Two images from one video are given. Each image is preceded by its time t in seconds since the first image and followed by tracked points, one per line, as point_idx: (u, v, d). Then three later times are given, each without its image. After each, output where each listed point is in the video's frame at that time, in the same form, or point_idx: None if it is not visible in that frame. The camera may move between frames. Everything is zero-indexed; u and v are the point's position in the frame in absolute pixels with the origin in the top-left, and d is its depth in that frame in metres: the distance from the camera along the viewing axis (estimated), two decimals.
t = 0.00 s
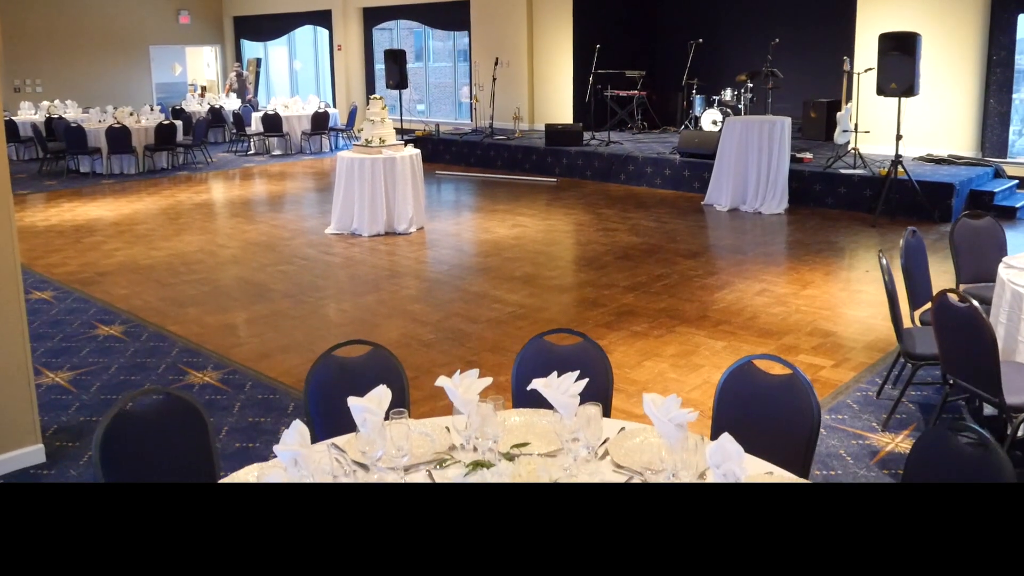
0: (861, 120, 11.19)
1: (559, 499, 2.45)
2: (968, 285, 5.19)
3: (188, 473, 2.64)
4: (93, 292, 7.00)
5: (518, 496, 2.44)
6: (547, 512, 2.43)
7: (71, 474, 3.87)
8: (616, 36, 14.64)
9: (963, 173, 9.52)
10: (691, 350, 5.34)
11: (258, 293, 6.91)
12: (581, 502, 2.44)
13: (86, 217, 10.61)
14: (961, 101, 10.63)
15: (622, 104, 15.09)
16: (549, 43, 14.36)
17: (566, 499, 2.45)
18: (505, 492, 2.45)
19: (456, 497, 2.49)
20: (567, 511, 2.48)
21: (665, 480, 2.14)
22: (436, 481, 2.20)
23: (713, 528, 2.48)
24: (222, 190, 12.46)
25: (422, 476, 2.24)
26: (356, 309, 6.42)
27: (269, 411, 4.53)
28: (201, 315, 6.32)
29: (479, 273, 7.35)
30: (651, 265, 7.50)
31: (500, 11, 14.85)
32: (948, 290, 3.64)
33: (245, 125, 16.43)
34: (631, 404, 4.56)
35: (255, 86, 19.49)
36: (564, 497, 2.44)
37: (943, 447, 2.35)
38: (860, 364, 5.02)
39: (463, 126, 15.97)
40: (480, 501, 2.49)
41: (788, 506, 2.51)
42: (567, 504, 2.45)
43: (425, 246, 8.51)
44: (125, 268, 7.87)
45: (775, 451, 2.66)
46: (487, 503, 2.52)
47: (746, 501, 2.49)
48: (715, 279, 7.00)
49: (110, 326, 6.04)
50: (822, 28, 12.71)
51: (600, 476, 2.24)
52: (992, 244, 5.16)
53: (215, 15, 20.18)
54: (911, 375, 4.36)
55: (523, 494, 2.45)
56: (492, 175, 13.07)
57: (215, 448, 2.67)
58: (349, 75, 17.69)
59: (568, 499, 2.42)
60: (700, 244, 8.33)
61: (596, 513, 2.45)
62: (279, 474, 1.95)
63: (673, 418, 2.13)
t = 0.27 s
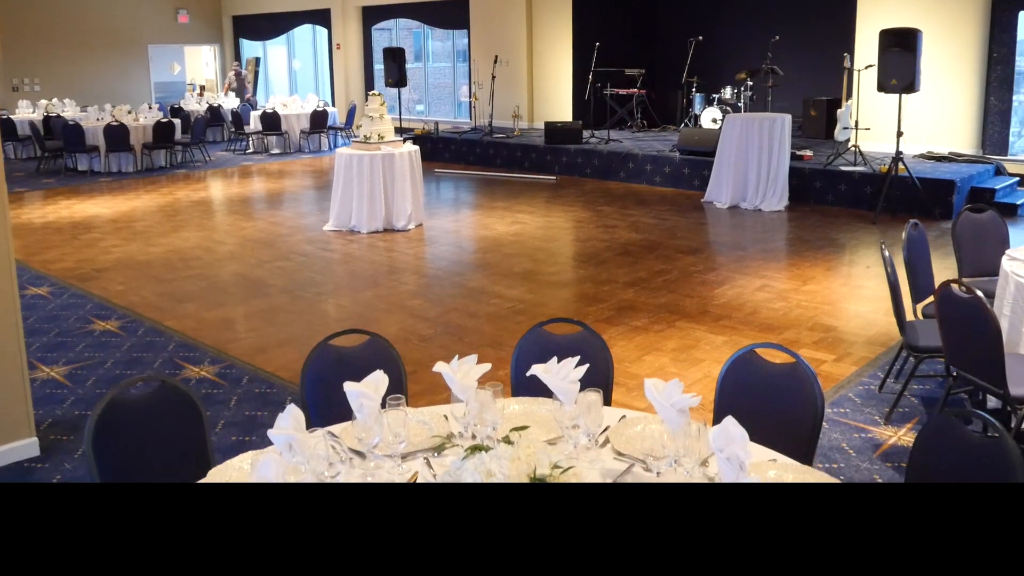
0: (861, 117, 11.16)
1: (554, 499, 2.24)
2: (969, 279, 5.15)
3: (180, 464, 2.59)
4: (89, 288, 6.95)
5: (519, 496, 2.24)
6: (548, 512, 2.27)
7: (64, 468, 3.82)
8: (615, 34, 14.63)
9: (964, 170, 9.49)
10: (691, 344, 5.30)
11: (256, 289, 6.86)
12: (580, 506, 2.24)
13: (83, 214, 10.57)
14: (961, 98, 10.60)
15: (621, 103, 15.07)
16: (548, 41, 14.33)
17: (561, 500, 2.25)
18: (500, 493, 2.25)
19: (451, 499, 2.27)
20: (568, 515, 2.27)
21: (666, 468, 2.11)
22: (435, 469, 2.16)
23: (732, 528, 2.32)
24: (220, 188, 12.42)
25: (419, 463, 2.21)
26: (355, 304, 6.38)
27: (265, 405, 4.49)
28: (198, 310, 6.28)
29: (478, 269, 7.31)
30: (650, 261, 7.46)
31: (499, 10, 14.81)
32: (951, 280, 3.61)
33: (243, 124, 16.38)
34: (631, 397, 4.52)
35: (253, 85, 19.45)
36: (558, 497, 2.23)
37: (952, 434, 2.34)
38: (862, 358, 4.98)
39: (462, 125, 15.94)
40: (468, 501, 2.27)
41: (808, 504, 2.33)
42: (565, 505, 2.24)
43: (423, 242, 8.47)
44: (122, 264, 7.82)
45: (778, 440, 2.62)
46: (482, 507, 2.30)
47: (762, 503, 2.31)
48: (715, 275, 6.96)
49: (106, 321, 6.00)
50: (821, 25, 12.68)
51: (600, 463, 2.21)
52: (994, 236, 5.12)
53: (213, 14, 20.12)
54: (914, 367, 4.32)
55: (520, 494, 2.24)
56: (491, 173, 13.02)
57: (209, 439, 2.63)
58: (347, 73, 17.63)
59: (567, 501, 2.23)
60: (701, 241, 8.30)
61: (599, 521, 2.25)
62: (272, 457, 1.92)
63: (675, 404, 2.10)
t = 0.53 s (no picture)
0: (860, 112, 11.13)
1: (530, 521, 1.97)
2: (971, 270, 5.12)
3: (174, 453, 2.52)
4: (84, 283, 6.90)
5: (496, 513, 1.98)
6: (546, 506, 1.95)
7: (56, 460, 3.77)
8: (612, 31, 14.60)
9: (963, 165, 9.45)
10: (691, 337, 5.26)
11: (252, 284, 6.82)
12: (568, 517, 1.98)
13: (79, 210, 10.52)
14: (960, 93, 10.57)
15: (619, 99, 15.02)
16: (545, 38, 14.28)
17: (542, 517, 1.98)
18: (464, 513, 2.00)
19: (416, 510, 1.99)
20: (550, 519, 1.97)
21: (667, 452, 2.03)
22: (431, 455, 2.12)
23: (757, 526, 2.05)
24: (217, 185, 12.37)
25: (415, 449, 2.16)
26: (351, 298, 6.34)
27: (260, 397, 4.45)
28: (194, 304, 6.24)
29: (475, 264, 7.27)
30: (649, 255, 7.42)
31: (497, 7, 14.76)
32: (954, 269, 3.57)
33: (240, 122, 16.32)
34: (629, 389, 4.48)
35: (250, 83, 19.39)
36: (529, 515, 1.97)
37: (958, 419, 2.26)
38: (862, 351, 4.95)
39: (460, 122, 15.89)
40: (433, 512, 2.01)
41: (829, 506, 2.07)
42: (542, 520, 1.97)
43: (421, 237, 8.43)
44: (117, 260, 7.77)
45: (780, 427, 2.58)
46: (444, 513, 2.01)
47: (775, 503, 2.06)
48: (714, 269, 6.92)
49: (100, 315, 5.95)
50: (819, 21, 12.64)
51: (600, 449, 2.17)
52: (994, 229, 5.08)
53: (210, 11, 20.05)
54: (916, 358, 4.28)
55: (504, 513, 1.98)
56: (489, 170, 12.98)
57: (202, 429, 2.56)
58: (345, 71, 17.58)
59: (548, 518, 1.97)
60: (699, 235, 8.25)
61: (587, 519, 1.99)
62: (263, 439, 1.88)
63: (676, 386, 2.06)
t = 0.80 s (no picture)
0: (860, 105, 11.09)
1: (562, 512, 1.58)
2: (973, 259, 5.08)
3: (169, 438, 2.48)
4: (80, 276, 6.85)
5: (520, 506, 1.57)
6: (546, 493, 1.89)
7: (49, 450, 3.73)
8: (611, 25, 14.56)
9: (963, 158, 9.41)
10: (690, 327, 5.22)
11: (248, 276, 6.76)
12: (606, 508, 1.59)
13: (76, 205, 10.46)
14: (960, 87, 10.54)
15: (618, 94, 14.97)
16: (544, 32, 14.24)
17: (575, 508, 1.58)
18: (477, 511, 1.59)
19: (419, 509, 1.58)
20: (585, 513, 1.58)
21: (667, 432, 1.98)
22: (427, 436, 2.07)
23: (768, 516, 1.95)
24: (214, 179, 12.32)
25: (411, 430, 2.12)
26: (348, 290, 6.30)
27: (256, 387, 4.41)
28: (190, 296, 6.19)
29: (474, 256, 7.22)
30: (648, 247, 7.38)
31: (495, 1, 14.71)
32: (956, 254, 3.52)
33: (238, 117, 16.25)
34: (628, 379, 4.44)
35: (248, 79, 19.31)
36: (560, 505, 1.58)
37: (961, 399, 2.22)
38: (863, 340, 4.91)
39: (458, 117, 15.84)
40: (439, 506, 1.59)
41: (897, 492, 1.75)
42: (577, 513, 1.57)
43: (419, 230, 8.38)
44: (114, 252, 7.73)
45: (782, 411, 2.54)
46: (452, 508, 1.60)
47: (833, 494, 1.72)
48: (713, 261, 6.88)
49: (95, 307, 5.91)
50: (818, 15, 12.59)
51: (599, 431, 2.13)
52: (996, 218, 5.05)
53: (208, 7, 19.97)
54: (917, 346, 4.24)
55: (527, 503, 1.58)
56: (488, 165, 12.93)
57: (195, 415, 2.51)
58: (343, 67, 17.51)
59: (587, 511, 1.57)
60: (698, 228, 8.22)
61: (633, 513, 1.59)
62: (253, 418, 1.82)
63: (677, 365, 2.01)
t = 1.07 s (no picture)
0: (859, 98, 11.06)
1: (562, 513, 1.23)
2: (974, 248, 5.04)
3: (159, 420, 2.44)
4: (76, 269, 6.81)
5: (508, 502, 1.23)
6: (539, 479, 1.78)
7: (43, 440, 3.69)
8: (610, 20, 14.52)
9: (963, 151, 9.37)
10: (689, 318, 5.18)
11: (246, 269, 6.73)
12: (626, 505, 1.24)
13: (73, 200, 10.43)
14: (959, 80, 10.51)
15: (617, 89, 14.93)
16: (543, 28, 14.21)
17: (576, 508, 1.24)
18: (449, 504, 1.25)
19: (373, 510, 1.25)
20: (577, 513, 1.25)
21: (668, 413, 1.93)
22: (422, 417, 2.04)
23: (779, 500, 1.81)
24: (212, 175, 12.27)
25: (406, 412, 2.09)
26: (345, 283, 6.26)
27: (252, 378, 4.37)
28: (187, 289, 6.16)
29: (472, 249, 7.19)
30: (647, 240, 7.34)
31: None
32: (957, 241, 3.48)
33: (236, 113, 16.20)
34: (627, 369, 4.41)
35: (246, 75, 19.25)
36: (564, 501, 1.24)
37: (968, 378, 2.17)
38: (864, 330, 4.87)
39: (456, 113, 15.80)
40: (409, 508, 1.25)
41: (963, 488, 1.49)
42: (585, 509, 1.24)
43: (417, 224, 8.35)
44: (110, 246, 7.69)
45: (784, 395, 2.50)
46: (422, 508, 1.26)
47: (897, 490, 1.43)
48: (712, 253, 6.84)
49: (91, 299, 5.87)
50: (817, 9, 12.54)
51: (598, 413, 2.09)
52: (998, 207, 5.02)
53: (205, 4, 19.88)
54: (918, 335, 4.21)
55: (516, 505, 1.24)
56: (486, 160, 12.88)
57: (188, 399, 2.47)
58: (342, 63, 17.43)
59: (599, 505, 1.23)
60: (697, 221, 8.18)
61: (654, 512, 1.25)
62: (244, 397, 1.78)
63: (677, 344, 1.97)
